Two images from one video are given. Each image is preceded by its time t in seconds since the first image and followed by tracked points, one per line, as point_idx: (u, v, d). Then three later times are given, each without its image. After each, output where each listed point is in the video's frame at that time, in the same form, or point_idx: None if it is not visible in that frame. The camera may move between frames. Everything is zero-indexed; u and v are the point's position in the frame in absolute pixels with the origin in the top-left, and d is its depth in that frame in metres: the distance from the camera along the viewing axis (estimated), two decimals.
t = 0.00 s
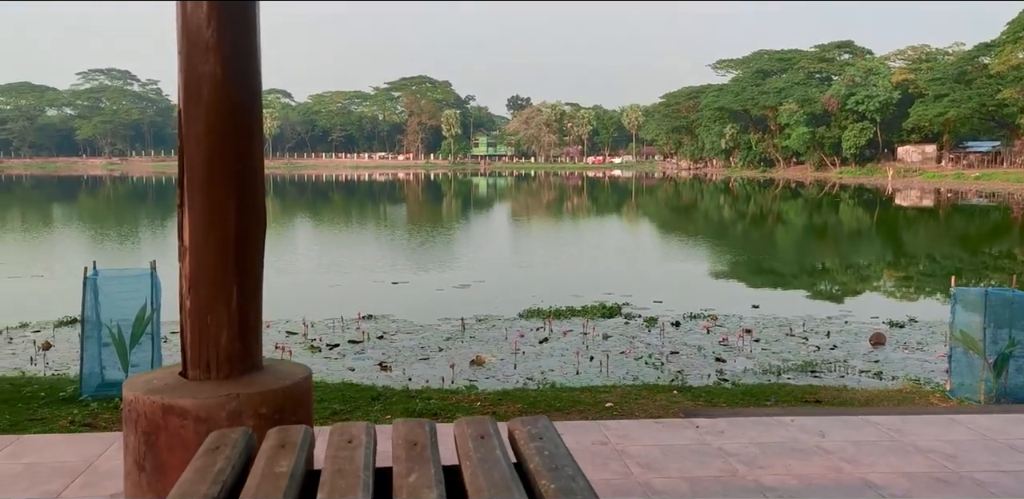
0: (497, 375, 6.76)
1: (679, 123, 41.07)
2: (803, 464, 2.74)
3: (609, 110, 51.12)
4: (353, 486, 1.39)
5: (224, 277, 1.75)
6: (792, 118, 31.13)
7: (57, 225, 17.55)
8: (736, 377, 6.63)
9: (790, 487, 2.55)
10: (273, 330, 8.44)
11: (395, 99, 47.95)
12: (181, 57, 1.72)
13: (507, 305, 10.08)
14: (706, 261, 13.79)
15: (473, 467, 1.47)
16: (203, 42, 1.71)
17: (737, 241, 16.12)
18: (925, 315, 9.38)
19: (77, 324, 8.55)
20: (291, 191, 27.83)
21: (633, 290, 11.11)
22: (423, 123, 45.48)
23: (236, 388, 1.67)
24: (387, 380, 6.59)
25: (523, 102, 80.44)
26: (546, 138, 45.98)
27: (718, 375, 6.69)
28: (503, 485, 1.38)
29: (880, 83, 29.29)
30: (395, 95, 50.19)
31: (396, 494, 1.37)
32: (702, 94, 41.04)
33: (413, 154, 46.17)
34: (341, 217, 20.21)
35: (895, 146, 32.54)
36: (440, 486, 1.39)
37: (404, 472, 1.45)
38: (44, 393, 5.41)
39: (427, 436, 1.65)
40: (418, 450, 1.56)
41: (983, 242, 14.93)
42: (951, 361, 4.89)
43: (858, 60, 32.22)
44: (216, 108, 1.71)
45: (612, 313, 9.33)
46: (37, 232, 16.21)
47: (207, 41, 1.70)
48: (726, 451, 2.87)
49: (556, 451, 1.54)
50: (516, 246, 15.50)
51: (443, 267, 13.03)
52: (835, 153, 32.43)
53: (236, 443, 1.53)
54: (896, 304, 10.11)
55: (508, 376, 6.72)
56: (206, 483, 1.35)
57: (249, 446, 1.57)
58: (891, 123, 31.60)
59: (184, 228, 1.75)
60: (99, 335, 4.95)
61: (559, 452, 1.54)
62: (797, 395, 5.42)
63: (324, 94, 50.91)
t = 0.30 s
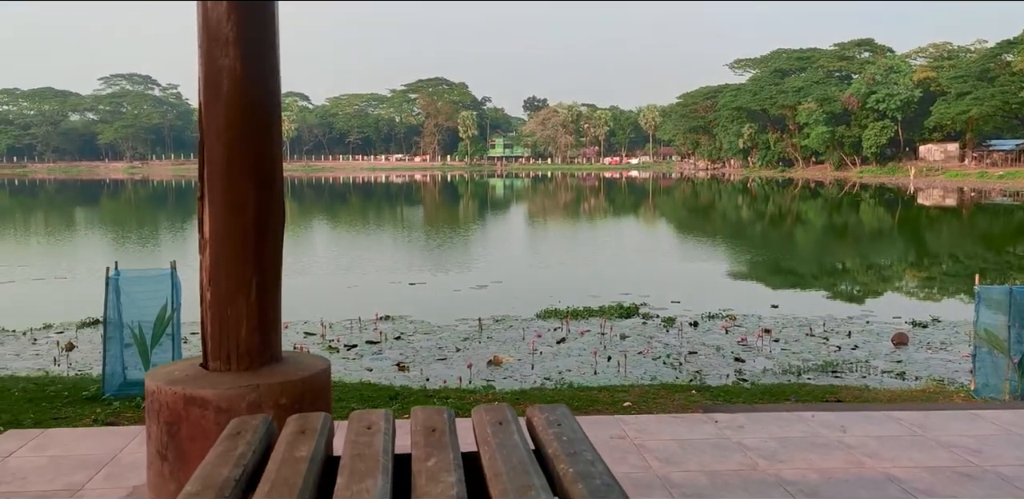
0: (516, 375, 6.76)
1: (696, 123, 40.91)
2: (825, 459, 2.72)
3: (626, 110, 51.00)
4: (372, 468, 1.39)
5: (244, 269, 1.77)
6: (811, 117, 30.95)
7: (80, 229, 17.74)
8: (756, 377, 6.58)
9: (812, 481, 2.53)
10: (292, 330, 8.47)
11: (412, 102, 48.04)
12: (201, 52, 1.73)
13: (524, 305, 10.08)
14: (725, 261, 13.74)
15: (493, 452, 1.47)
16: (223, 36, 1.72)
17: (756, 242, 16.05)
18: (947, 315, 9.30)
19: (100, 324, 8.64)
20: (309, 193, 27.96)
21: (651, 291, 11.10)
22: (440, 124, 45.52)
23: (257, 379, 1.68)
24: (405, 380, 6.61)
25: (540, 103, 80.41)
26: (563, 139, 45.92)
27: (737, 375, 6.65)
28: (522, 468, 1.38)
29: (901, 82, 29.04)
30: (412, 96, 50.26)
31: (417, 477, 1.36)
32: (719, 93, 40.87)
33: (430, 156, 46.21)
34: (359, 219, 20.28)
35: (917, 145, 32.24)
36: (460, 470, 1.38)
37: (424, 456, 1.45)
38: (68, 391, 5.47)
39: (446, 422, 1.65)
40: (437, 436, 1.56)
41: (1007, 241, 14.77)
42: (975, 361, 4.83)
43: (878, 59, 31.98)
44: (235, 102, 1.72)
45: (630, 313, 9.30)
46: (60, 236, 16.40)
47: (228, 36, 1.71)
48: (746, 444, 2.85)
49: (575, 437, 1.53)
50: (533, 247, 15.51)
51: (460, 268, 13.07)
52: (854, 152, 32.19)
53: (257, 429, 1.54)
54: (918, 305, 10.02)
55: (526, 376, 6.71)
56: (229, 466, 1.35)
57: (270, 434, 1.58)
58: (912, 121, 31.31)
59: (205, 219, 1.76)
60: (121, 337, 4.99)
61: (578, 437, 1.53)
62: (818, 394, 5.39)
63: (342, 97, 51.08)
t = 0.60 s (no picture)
0: (536, 373, 6.76)
1: (715, 121, 40.74)
2: (846, 451, 2.70)
3: (645, 110, 50.80)
4: (393, 450, 1.40)
5: (265, 259, 1.79)
6: (832, 115, 30.72)
7: (103, 231, 17.90)
8: (776, 375, 6.54)
9: (833, 473, 2.51)
10: (312, 329, 8.53)
11: (430, 102, 48.08)
12: (223, 46, 1.75)
13: (543, 305, 10.08)
14: (745, 260, 13.70)
15: (511, 436, 1.47)
16: (244, 30, 1.73)
17: (777, 240, 16.00)
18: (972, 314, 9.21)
19: (123, 324, 8.72)
20: (329, 194, 28.10)
21: (670, 290, 11.08)
22: (459, 125, 45.56)
23: (278, 369, 1.70)
24: (425, 379, 6.63)
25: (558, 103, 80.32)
26: (582, 139, 45.82)
27: (758, 374, 6.62)
28: (543, 451, 1.38)
29: (923, 79, 28.72)
30: (431, 96, 50.28)
31: (437, 460, 1.37)
32: (739, 92, 40.66)
33: (449, 156, 46.23)
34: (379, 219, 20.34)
35: (939, 143, 31.90)
36: (480, 453, 1.39)
37: (445, 439, 1.46)
38: (92, 389, 5.53)
39: (466, 408, 1.66)
40: (457, 421, 1.57)
41: None
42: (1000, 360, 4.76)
43: (900, 56, 31.66)
44: (257, 95, 1.74)
45: (650, 312, 9.27)
46: (84, 237, 16.60)
47: (248, 29, 1.73)
48: (767, 438, 2.84)
49: (594, 422, 1.54)
50: (553, 247, 15.53)
51: (479, 267, 13.12)
52: (876, 150, 31.88)
53: (280, 414, 1.55)
54: (940, 304, 9.93)
55: (545, 374, 6.72)
56: (253, 448, 1.37)
57: (293, 420, 1.59)
58: (935, 119, 30.97)
59: (227, 209, 1.78)
60: (143, 336, 5.04)
61: (598, 421, 1.53)
62: (840, 392, 5.36)
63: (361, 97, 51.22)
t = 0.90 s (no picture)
0: (557, 370, 6.76)
1: (738, 119, 40.53)
2: (867, 442, 2.69)
3: (667, 108, 50.59)
4: (414, 431, 1.42)
5: (287, 250, 1.81)
6: (855, 112, 30.48)
7: (128, 230, 18.10)
8: (799, 372, 6.51)
9: (854, 463, 2.51)
10: (335, 327, 8.58)
11: (452, 102, 48.16)
12: (246, 39, 1.78)
13: (564, 303, 10.09)
14: (767, 258, 13.64)
15: (531, 418, 1.48)
16: (266, 21, 1.76)
17: (800, 238, 15.91)
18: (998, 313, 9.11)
19: (148, 321, 8.83)
20: (351, 193, 28.24)
21: (693, 288, 11.05)
22: (480, 124, 45.66)
23: (301, 357, 1.72)
24: (447, 377, 6.66)
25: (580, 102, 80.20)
26: (603, 138, 45.71)
27: (780, 371, 6.59)
28: (562, 433, 1.39)
29: (948, 75, 28.38)
30: (452, 96, 50.36)
31: (458, 439, 1.39)
32: (761, 90, 40.41)
33: (470, 155, 46.30)
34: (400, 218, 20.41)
35: (965, 139, 31.51)
36: (499, 432, 1.41)
37: (464, 420, 1.48)
38: (118, 385, 5.61)
39: (487, 391, 1.67)
40: (478, 403, 1.59)
41: None
42: None
43: (925, 52, 31.30)
44: (279, 88, 1.77)
45: (672, 310, 9.24)
46: (111, 237, 16.83)
47: (271, 21, 1.75)
48: (787, 428, 2.84)
49: (613, 403, 1.54)
50: (574, 245, 15.54)
51: (500, 265, 13.15)
52: (901, 148, 31.57)
53: (303, 396, 1.58)
54: (967, 303, 9.81)
55: (567, 372, 6.73)
56: (278, 428, 1.39)
57: (317, 403, 1.62)
58: (960, 116, 30.60)
59: (249, 200, 1.81)
60: (168, 332, 5.11)
61: (616, 404, 1.54)
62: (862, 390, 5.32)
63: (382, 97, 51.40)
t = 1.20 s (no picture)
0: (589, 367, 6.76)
1: (771, 117, 40.12)
2: (900, 435, 2.67)
3: (700, 106, 50.19)
4: (448, 415, 1.44)
5: (323, 242, 1.85)
6: (892, 108, 30.05)
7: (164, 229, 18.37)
8: (833, 371, 6.45)
9: (888, 456, 2.49)
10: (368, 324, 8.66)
11: (484, 101, 48.19)
12: (282, 35, 1.81)
13: (596, 301, 10.08)
14: (801, 256, 13.52)
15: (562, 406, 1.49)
16: (301, 17, 1.78)
17: (835, 236, 15.74)
18: None
19: (185, 318, 8.97)
20: (384, 192, 28.38)
21: (726, 286, 10.97)
22: (512, 123, 45.75)
23: (337, 347, 1.75)
24: (480, 373, 6.69)
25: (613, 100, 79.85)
26: (635, 135, 45.49)
27: (814, 370, 6.53)
28: (593, 418, 1.41)
29: (988, 70, 27.83)
30: (484, 94, 50.40)
31: (491, 423, 1.41)
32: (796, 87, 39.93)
33: (502, 154, 46.30)
34: (432, 217, 20.49)
35: (1005, 136, 30.88)
36: (531, 418, 1.42)
37: (497, 406, 1.50)
38: (156, 380, 5.71)
39: (519, 379, 1.69)
40: (511, 391, 1.60)
41: None
42: None
43: (964, 47, 30.71)
44: (315, 84, 1.80)
45: (704, 308, 9.19)
46: (149, 235, 17.13)
47: (306, 16, 1.78)
48: (819, 422, 2.82)
49: (645, 391, 1.55)
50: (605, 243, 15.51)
51: (533, 263, 13.16)
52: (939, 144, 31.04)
53: (340, 383, 1.61)
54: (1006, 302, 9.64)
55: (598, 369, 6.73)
56: (314, 412, 1.42)
57: (353, 391, 1.65)
58: (1000, 112, 30.01)
59: (286, 193, 1.85)
60: (205, 329, 5.18)
61: (648, 391, 1.55)
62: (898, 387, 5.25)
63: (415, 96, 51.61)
